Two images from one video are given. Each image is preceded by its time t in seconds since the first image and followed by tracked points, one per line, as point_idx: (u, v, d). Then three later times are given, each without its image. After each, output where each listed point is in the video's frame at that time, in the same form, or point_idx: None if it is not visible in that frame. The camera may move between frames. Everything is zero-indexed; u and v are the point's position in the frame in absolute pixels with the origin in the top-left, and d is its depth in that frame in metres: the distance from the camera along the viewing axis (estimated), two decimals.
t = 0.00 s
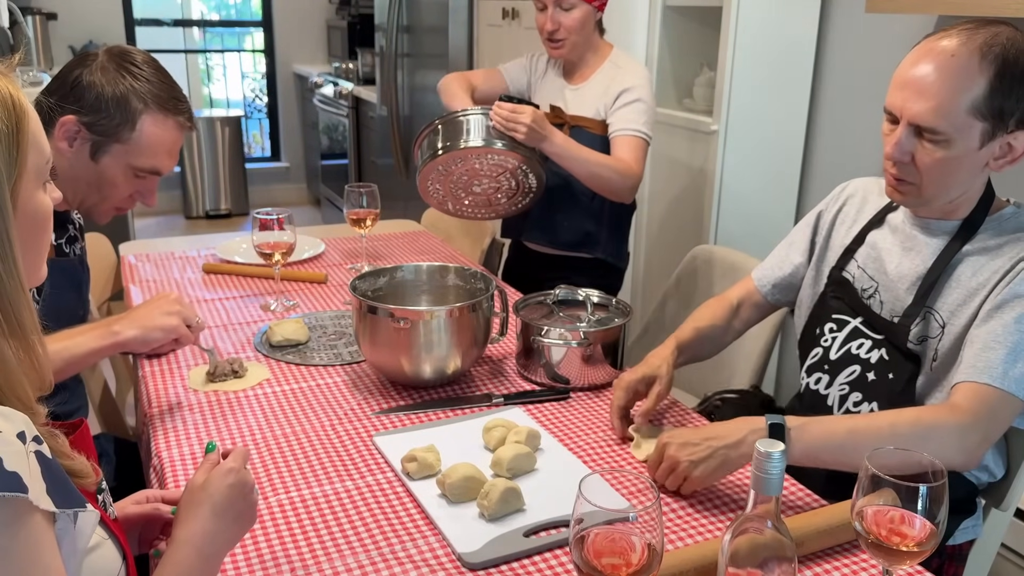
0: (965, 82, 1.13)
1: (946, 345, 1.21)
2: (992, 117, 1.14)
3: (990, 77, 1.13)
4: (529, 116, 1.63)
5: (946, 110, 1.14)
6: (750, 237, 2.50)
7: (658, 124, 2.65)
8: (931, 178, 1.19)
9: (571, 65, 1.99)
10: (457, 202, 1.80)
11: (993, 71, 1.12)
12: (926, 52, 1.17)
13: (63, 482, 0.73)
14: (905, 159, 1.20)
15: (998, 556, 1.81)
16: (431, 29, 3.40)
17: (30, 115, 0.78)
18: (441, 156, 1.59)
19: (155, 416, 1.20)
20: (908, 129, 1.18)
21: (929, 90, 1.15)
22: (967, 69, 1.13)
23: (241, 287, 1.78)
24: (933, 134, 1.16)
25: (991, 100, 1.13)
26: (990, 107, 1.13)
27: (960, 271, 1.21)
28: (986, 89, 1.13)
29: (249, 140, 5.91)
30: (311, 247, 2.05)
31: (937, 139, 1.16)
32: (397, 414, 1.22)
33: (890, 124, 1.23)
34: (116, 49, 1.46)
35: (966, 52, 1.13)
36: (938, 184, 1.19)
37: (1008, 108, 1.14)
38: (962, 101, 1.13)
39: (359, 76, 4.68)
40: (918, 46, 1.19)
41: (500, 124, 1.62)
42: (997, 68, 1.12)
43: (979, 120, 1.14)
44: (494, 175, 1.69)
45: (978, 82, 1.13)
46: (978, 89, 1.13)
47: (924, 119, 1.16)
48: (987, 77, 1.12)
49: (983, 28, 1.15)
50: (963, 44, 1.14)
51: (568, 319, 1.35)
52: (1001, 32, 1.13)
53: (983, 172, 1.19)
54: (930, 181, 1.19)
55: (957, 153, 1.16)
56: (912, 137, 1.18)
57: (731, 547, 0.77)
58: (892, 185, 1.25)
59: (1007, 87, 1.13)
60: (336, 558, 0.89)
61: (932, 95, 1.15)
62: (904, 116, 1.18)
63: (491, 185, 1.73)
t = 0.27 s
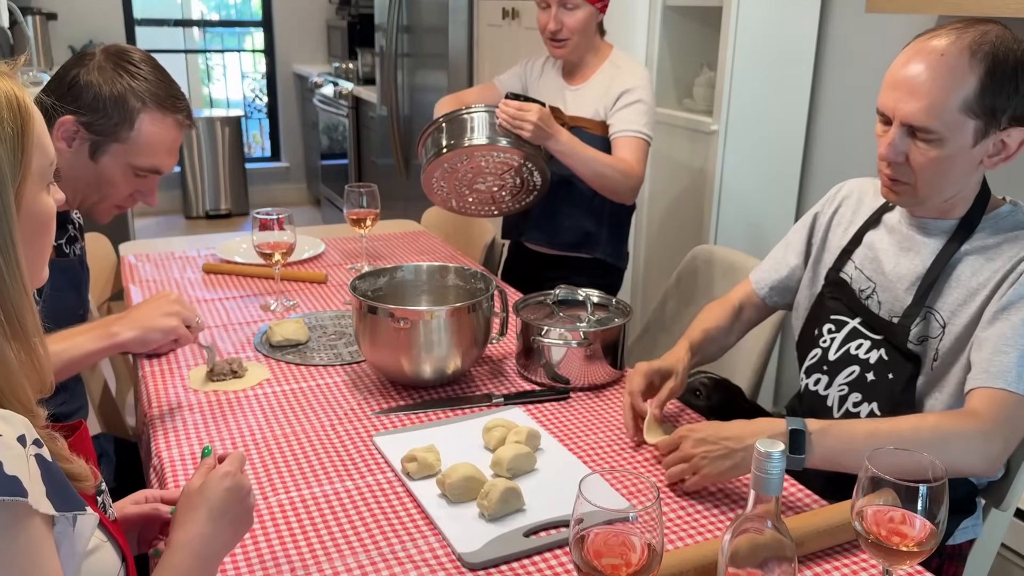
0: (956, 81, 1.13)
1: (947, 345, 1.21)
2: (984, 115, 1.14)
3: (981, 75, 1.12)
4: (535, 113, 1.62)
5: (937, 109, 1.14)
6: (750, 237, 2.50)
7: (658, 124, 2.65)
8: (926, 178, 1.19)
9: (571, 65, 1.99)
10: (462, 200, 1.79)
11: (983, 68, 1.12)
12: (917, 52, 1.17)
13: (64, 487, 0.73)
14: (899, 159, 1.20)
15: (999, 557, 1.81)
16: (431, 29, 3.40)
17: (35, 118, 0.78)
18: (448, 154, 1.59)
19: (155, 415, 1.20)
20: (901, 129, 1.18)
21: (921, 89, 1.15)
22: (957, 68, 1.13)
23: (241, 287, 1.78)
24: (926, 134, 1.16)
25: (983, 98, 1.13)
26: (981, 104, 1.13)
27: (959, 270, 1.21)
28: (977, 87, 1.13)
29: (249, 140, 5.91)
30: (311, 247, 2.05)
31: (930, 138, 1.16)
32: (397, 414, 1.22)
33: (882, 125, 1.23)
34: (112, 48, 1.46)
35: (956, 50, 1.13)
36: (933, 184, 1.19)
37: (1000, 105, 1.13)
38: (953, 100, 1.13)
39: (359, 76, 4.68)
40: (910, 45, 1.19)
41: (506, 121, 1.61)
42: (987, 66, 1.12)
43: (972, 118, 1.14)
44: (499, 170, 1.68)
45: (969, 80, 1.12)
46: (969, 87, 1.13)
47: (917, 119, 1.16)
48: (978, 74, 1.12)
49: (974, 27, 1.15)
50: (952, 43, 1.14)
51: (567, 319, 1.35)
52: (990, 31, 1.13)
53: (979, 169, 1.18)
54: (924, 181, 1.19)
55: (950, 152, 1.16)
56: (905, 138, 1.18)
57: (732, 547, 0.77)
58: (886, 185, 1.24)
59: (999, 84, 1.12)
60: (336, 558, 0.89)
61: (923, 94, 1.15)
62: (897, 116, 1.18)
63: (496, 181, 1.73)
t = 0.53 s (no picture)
0: (946, 79, 1.13)
1: (945, 345, 1.21)
2: (975, 112, 1.14)
3: (971, 73, 1.13)
4: (532, 119, 1.63)
5: (928, 106, 1.14)
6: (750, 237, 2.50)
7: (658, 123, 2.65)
8: (918, 176, 1.19)
9: (570, 65, 1.99)
10: (460, 211, 1.78)
11: (974, 66, 1.13)
12: (908, 52, 1.18)
13: (64, 490, 0.73)
14: (891, 157, 1.20)
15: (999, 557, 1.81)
16: (431, 29, 3.40)
17: (42, 120, 0.78)
18: (447, 167, 1.59)
19: (155, 416, 1.20)
20: (892, 127, 1.18)
21: (911, 87, 1.15)
22: (947, 66, 1.13)
23: (241, 287, 1.78)
24: (917, 131, 1.16)
25: (974, 96, 1.13)
26: (972, 102, 1.13)
27: (957, 270, 1.21)
28: (967, 85, 1.13)
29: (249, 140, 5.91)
30: (311, 247, 2.05)
31: (922, 136, 1.16)
32: (397, 414, 1.22)
33: (874, 124, 1.23)
34: (107, 46, 1.46)
35: (945, 49, 1.14)
36: (926, 183, 1.19)
37: (991, 104, 1.14)
38: (945, 96, 1.13)
39: (359, 76, 4.68)
40: (902, 45, 1.19)
41: (501, 128, 1.61)
42: (977, 64, 1.12)
43: (963, 116, 1.14)
44: (497, 179, 1.68)
45: (959, 77, 1.13)
46: (960, 84, 1.13)
47: (908, 116, 1.16)
48: (968, 72, 1.13)
49: (964, 27, 1.15)
50: (942, 42, 1.14)
51: (567, 319, 1.35)
52: (981, 30, 1.14)
53: (971, 169, 1.19)
54: (916, 180, 1.19)
55: (942, 150, 1.16)
56: (897, 135, 1.19)
57: (731, 547, 0.77)
58: (879, 186, 1.25)
59: (989, 82, 1.13)
60: (336, 558, 0.89)
61: (915, 92, 1.15)
62: (887, 115, 1.19)
63: (493, 190, 1.73)
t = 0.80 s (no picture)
0: (913, 78, 1.08)
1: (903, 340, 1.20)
2: (940, 114, 1.09)
3: (936, 72, 1.08)
4: (531, 134, 1.66)
5: (892, 106, 1.09)
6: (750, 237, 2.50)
7: (658, 123, 2.65)
8: (884, 180, 1.14)
9: (570, 64, 1.99)
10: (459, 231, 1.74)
11: (939, 65, 1.08)
12: (876, 50, 1.13)
13: (63, 491, 0.73)
14: (854, 160, 1.15)
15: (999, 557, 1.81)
16: (431, 29, 3.40)
17: (36, 123, 0.78)
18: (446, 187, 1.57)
19: (155, 415, 1.20)
20: (856, 128, 1.13)
21: (877, 87, 1.10)
22: (912, 64, 1.08)
23: (241, 287, 1.78)
24: (881, 133, 1.11)
25: (937, 97, 1.08)
26: (937, 103, 1.08)
27: (919, 267, 1.19)
28: (931, 86, 1.08)
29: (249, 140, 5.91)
30: (311, 247, 2.05)
31: (886, 138, 1.11)
32: (397, 414, 1.22)
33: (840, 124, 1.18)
34: (105, 46, 1.46)
35: (911, 48, 1.09)
36: (892, 187, 1.14)
37: (956, 105, 1.09)
38: (909, 96, 1.08)
39: (359, 76, 4.68)
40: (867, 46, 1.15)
41: (501, 145, 1.63)
42: (942, 65, 1.08)
43: (927, 117, 1.09)
44: (495, 198, 1.66)
45: (924, 77, 1.08)
46: (924, 84, 1.08)
47: (870, 117, 1.11)
48: (932, 72, 1.08)
49: (930, 27, 1.11)
50: (907, 42, 1.10)
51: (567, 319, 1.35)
52: (947, 30, 1.10)
53: (938, 173, 1.14)
54: (883, 184, 1.14)
55: (906, 152, 1.11)
56: (861, 137, 1.14)
57: (731, 547, 0.77)
58: (847, 190, 1.20)
59: (954, 83, 1.08)
60: (336, 558, 0.89)
61: (880, 92, 1.10)
62: (852, 116, 1.13)
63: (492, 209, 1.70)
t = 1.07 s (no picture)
0: (811, 91, 1.02)
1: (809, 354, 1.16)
2: (836, 131, 1.03)
3: (833, 87, 1.02)
4: (536, 151, 1.68)
5: (786, 120, 1.03)
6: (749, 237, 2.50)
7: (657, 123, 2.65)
8: (777, 195, 1.09)
9: (569, 65, 1.99)
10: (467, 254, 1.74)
11: (837, 80, 1.02)
12: (780, 59, 1.06)
13: (51, 482, 0.74)
14: (750, 175, 1.10)
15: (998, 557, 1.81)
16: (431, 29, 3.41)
17: (29, 128, 0.80)
18: (452, 210, 1.58)
19: (155, 415, 1.21)
20: (753, 142, 1.08)
21: (775, 99, 1.04)
22: (810, 77, 1.02)
23: (242, 287, 1.79)
24: (775, 147, 1.06)
25: (833, 113, 1.02)
26: (831, 120, 1.03)
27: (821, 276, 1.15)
28: (828, 101, 1.02)
29: (249, 140, 5.91)
30: (312, 247, 2.05)
31: (779, 153, 1.06)
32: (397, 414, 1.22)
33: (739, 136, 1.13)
34: (102, 46, 1.46)
35: (811, 59, 1.03)
36: (789, 203, 1.09)
37: (853, 123, 1.03)
38: (804, 111, 1.02)
39: (359, 77, 4.68)
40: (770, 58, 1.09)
41: (507, 162, 1.66)
42: (841, 78, 1.02)
43: (820, 133, 1.03)
44: (499, 215, 1.67)
45: (821, 91, 1.02)
46: (820, 100, 1.02)
47: (765, 131, 1.05)
48: (830, 87, 1.02)
49: (842, 36, 1.05)
50: (811, 52, 1.03)
51: (567, 319, 1.37)
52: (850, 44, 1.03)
53: (835, 192, 1.09)
54: (778, 200, 1.09)
55: (800, 168, 1.06)
56: (757, 151, 1.08)
57: (731, 547, 0.77)
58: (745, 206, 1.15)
59: (851, 99, 1.02)
60: (336, 558, 0.89)
61: (777, 103, 1.04)
62: (749, 128, 1.08)
63: (498, 227, 1.72)
